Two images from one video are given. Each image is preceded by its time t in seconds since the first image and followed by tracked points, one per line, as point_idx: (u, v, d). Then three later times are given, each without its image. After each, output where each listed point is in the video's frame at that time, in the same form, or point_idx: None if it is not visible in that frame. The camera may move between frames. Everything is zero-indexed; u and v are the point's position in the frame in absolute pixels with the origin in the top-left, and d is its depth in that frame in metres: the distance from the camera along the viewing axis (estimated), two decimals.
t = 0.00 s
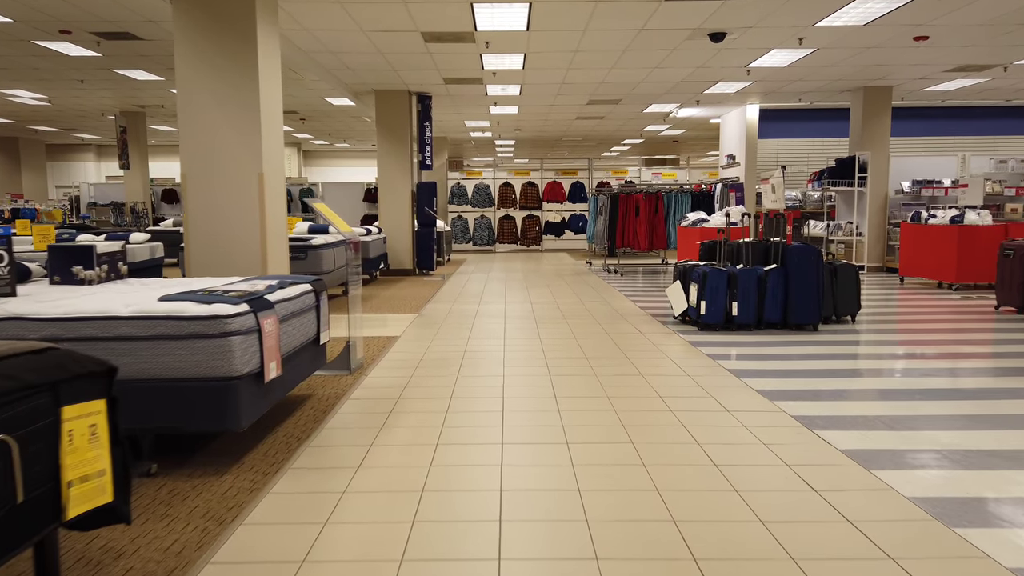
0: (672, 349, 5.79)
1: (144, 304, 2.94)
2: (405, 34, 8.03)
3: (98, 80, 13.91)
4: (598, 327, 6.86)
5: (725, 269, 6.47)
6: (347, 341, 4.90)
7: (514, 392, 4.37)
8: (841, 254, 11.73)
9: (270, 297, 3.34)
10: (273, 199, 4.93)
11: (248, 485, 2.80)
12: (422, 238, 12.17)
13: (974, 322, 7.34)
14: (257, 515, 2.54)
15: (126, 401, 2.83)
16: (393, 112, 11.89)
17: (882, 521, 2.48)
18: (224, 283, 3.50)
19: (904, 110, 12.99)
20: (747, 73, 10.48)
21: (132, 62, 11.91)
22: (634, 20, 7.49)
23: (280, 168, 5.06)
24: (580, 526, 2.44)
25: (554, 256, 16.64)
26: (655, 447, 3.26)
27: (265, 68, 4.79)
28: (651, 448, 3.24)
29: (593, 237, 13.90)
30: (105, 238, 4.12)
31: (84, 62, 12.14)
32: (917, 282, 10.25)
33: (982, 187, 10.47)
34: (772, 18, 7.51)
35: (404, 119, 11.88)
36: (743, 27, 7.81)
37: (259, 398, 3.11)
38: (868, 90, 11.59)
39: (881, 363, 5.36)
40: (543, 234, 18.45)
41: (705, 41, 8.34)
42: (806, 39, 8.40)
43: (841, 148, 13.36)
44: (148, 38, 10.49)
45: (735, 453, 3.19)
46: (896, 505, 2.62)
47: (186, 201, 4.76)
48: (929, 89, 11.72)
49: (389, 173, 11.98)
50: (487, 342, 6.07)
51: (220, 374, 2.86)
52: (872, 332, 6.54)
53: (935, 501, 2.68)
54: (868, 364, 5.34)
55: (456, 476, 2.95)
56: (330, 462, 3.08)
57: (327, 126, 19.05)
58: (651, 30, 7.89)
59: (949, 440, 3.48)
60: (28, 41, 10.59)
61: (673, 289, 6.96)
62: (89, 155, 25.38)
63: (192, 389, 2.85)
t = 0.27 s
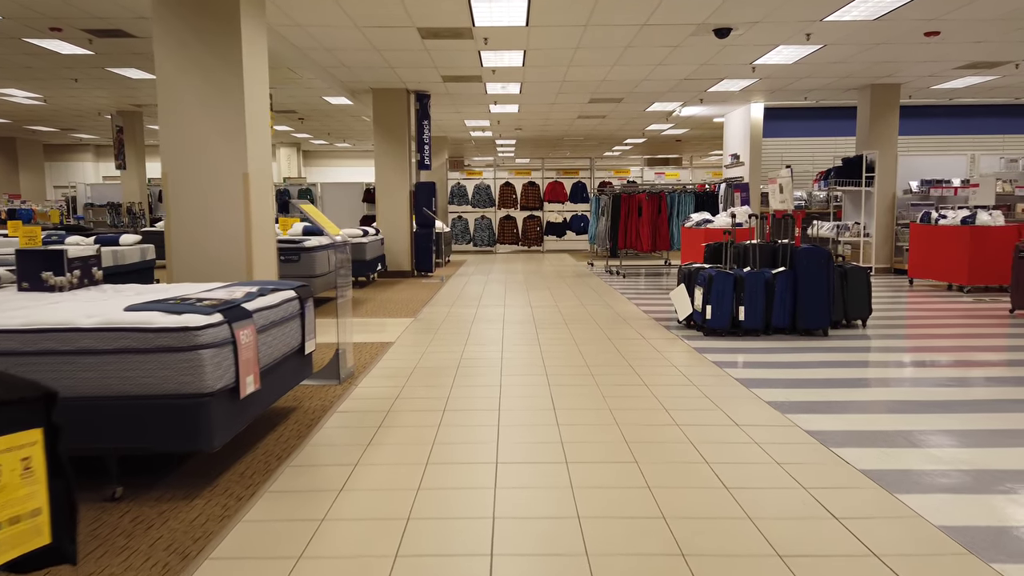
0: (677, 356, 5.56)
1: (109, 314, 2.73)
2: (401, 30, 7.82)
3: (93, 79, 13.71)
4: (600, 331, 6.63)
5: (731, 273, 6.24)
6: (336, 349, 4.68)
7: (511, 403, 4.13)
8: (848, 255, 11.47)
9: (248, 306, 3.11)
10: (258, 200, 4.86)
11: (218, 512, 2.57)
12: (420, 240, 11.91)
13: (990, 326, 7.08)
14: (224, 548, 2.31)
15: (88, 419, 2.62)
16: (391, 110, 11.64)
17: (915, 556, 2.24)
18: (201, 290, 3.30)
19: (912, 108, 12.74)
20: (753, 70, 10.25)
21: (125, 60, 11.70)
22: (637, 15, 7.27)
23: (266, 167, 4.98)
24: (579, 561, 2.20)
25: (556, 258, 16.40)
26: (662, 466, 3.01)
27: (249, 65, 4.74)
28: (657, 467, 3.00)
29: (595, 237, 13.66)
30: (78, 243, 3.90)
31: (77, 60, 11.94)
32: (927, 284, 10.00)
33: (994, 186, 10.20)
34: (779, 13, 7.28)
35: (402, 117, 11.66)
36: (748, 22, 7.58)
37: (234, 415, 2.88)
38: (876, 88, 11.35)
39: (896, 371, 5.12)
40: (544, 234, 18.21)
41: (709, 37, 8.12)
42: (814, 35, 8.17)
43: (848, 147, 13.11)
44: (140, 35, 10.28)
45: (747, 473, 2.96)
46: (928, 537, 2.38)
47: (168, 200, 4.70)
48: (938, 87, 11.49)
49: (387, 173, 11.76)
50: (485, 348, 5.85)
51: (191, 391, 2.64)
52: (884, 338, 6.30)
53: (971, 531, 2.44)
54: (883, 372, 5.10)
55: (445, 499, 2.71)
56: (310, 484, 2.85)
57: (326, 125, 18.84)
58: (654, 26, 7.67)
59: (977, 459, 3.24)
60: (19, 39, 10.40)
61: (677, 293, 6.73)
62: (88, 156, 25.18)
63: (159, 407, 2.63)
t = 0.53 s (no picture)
0: (684, 360, 5.32)
1: (73, 318, 2.51)
2: (399, 23, 7.60)
3: (90, 76, 13.53)
4: (605, 333, 6.41)
5: (741, 273, 6.00)
6: (328, 353, 4.46)
7: (510, 409, 3.90)
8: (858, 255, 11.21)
9: (226, 309, 2.88)
10: (246, 195, 4.81)
11: (188, 535, 2.34)
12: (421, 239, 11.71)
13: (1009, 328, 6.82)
14: None
15: (47, 432, 2.40)
16: (391, 106, 11.43)
17: None
18: (178, 291, 3.09)
19: (922, 105, 12.47)
20: (761, 65, 10.00)
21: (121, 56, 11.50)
22: (642, 6, 7.03)
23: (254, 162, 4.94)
24: None
25: (558, 258, 16.17)
26: (673, 482, 2.78)
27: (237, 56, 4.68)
28: (668, 484, 2.76)
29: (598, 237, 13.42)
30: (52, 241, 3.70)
31: (72, 57, 11.75)
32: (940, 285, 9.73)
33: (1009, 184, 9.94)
34: (789, 4, 7.04)
35: (402, 114, 11.44)
36: (758, 13, 7.33)
37: (209, 428, 2.66)
38: (886, 84, 11.09)
39: (915, 376, 4.88)
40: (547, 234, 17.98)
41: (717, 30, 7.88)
42: (825, 28, 7.92)
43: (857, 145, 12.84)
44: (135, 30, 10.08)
45: (765, 490, 2.73)
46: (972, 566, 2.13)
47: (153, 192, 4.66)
48: (949, 83, 11.22)
49: (388, 172, 11.54)
50: (485, 350, 5.62)
51: (160, 402, 2.42)
52: (899, 340, 6.06)
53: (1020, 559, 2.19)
54: (901, 376, 4.86)
55: (437, 519, 2.48)
56: (291, 502, 2.61)
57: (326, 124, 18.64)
58: (660, 18, 7.43)
59: (1013, 473, 2.99)
60: (12, 34, 10.21)
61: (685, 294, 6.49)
62: (88, 155, 25.05)
63: (125, 419, 2.41)
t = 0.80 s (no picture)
0: (693, 369, 5.08)
1: (27, 333, 2.27)
2: (397, 18, 7.35)
3: (84, 74, 13.30)
4: (609, 339, 6.16)
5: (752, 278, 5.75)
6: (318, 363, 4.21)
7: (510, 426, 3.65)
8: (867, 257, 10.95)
9: (200, 322, 2.64)
10: (230, 193, 4.81)
11: None
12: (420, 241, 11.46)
13: None
14: None
15: None
16: (390, 105, 11.19)
17: None
18: (150, 302, 2.86)
19: (933, 103, 12.20)
20: (769, 63, 9.74)
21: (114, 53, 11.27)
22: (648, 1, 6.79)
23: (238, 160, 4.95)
24: None
25: (560, 259, 15.91)
26: (689, 513, 2.53)
27: (219, 54, 4.69)
28: (684, 516, 2.51)
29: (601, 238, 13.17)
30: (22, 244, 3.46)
31: (64, 54, 11.52)
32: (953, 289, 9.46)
33: None
34: None
35: (402, 113, 11.20)
36: (768, 8, 7.08)
37: (180, 454, 2.42)
38: (896, 82, 10.84)
39: (938, 387, 4.62)
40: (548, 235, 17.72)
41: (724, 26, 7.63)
42: (836, 23, 7.67)
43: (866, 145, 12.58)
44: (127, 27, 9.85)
45: (791, 524, 2.48)
46: None
47: (132, 186, 4.64)
48: (961, 81, 10.95)
49: (386, 172, 11.32)
50: (485, 358, 5.37)
51: (122, 428, 2.17)
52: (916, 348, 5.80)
53: None
54: (923, 387, 4.60)
55: (428, 558, 2.23)
56: (270, 538, 2.37)
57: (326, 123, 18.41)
58: (666, 13, 7.18)
59: None
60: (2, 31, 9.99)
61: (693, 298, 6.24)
62: (86, 155, 24.84)
63: (84, 447, 2.17)
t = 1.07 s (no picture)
0: (700, 377, 4.86)
1: None
2: (394, 14, 7.13)
3: (78, 72, 13.09)
4: (612, 345, 5.96)
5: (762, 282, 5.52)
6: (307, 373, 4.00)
7: (509, 441, 3.43)
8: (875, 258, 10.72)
9: (171, 335, 2.42)
10: (213, 195, 4.63)
11: None
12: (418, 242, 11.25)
13: None
14: None
15: None
16: (388, 103, 10.97)
17: None
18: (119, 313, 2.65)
19: (941, 102, 11.97)
20: (775, 60, 9.51)
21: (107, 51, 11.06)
22: None
23: (222, 162, 4.76)
24: None
25: (561, 260, 15.70)
26: (704, 547, 2.31)
27: (202, 50, 4.49)
28: (699, 549, 2.29)
29: (603, 239, 12.96)
30: None
31: (57, 52, 11.31)
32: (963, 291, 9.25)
33: None
34: None
35: (399, 112, 10.99)
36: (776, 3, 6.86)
37: (146, 483, 2.20)
38: (904, 80, 10.62)
39: (958, 397, 4.41)
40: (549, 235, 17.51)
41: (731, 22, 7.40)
42: (846, 19, 7.44)
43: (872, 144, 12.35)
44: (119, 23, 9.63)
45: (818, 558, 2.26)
46: None
47: (110, 187, 4.43)
48: (971, 79, 10.72)
49: (383, 172, 11.10)
50: (483, 366, 5.15)
51: (76, 456, 1.95)
52: (932, 355, 5.58)
53: None
54: (943, 397, 4.39)
55: None
56: None
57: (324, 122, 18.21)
58: (671, 8, 6.96)
59: None
60: None
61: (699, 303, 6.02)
62: (84, 155, 24.64)
63: (35, 477, 1.96)
